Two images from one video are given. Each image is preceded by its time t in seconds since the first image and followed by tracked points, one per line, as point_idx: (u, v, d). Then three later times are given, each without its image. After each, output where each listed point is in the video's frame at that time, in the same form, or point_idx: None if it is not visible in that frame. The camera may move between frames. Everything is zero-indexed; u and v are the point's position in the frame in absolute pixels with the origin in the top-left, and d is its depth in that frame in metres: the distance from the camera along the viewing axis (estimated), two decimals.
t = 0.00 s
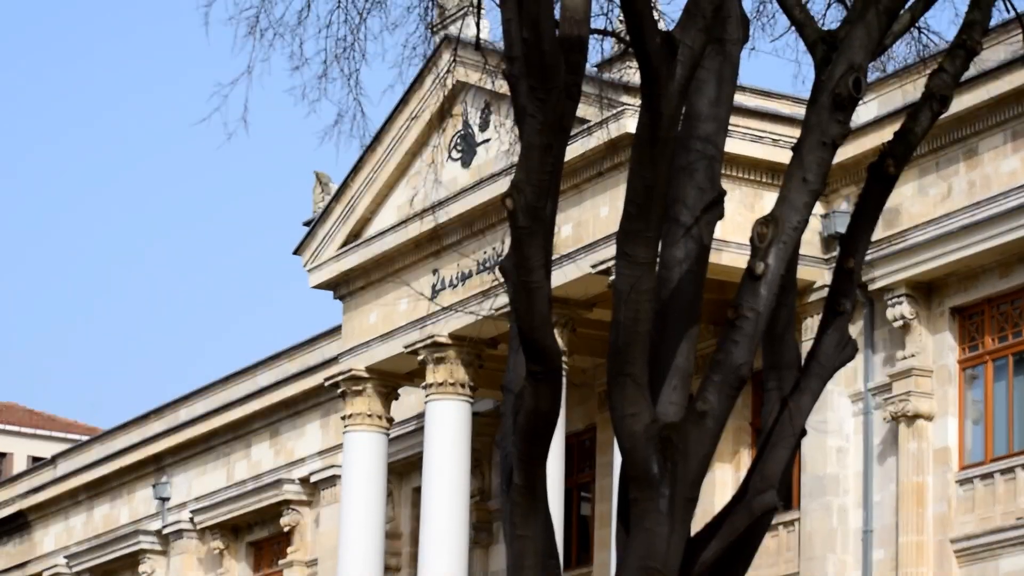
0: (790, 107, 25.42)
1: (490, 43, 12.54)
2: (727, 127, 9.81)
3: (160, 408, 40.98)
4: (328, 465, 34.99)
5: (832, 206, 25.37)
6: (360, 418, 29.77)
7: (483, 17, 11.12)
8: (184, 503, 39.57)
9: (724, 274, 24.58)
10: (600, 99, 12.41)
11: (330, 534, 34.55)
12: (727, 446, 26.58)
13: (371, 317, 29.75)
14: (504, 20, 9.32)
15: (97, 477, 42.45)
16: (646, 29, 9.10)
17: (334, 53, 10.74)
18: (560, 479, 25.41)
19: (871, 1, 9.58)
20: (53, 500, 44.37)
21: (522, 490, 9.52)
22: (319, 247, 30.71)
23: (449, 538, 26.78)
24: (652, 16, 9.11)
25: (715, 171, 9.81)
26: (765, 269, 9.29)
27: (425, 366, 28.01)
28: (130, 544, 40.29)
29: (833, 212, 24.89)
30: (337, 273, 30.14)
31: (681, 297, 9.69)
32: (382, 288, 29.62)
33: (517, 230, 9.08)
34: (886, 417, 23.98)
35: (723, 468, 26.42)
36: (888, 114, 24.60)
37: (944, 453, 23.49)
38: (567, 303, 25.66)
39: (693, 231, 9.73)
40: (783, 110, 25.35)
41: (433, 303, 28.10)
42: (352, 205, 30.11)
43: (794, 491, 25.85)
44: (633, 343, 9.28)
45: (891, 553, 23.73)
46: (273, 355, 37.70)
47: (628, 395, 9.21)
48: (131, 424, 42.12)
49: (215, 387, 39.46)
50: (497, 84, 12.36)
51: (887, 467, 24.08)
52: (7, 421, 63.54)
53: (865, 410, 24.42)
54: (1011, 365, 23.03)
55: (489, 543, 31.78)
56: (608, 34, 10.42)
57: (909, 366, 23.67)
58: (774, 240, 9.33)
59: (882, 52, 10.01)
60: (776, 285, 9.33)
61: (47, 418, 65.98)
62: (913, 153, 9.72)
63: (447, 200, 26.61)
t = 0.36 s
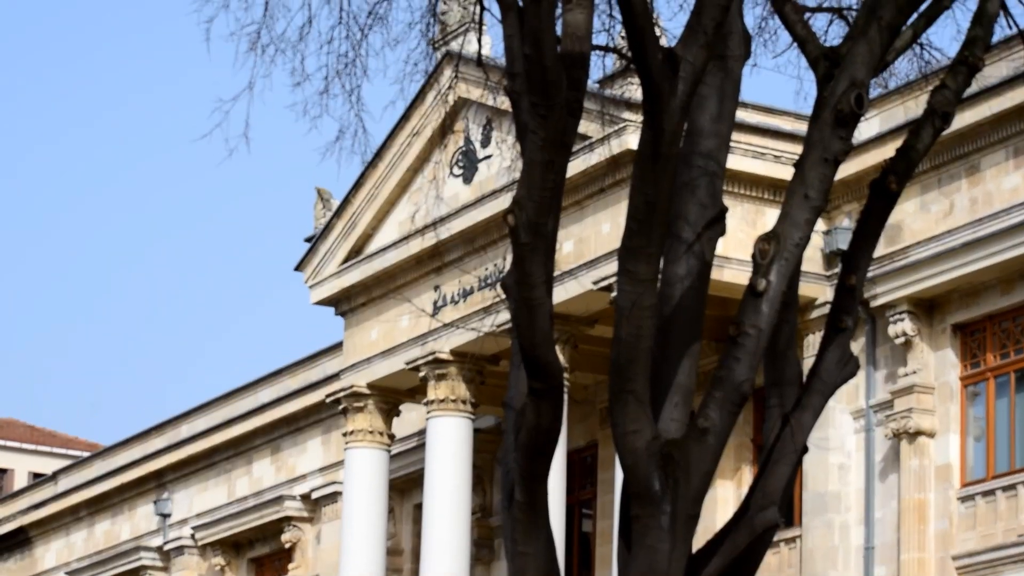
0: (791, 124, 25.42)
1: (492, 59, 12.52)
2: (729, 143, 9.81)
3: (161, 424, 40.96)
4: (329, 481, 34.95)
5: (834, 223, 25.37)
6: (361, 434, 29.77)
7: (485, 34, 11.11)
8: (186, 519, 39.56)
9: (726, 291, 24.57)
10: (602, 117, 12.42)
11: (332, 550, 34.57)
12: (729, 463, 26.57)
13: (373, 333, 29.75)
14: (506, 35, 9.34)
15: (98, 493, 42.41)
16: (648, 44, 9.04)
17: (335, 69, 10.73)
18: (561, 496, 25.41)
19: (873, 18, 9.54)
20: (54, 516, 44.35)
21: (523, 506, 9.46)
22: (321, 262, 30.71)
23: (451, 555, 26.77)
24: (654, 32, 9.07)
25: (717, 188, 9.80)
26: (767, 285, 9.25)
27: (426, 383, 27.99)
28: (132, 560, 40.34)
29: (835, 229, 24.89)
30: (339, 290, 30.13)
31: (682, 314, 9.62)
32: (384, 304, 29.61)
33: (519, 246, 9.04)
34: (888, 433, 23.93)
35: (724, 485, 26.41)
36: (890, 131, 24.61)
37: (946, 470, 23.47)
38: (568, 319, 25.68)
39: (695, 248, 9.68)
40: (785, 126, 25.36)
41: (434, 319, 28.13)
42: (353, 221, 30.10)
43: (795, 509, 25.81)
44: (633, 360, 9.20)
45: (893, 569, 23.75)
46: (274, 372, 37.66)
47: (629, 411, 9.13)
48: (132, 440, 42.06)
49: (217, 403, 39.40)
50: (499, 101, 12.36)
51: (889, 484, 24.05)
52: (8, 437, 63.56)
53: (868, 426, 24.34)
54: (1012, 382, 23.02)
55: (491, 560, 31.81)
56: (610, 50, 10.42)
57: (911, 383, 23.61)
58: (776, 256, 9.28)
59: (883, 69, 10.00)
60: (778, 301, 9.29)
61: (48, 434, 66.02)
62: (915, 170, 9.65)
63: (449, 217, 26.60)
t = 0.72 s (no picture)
0: (792, 148, 25.52)
1: (495, 83, 12.62)
2: (731, 167, 9.89)
3: (164, 446, 41.03)
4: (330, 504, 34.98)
5: (835, 247, 25.46)
6: (362, 457, 29.83)
7: (487, 58, 11.21)
8: (187, 541, 39.64)
9: (727, 314, 24.63)
10: (604, 143, 12.52)
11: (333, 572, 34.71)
12: (729, 486, 26.66)
13: (375, 355, 29.82)
14: (509, 60, 9.42)
15: (100, 515, 42.49)
16: (649, 68, 9.08)
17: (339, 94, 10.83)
18: (562, 518, 25.46)
19: (874, 42, 9.62)
20: (57, 538, 44.42)
21: (524, 529, 9.46)
22: (324, 285, 30.83)
23: None
24: (656, 56, 9.14)
25: (718, 212, 9.84)
26: (767, 309, 9.28)
27: (428, 405, 28.01)
28: None
29: (836, 253, 24.97)
30: (340, 312, 30.21)
31: (683, 337, 9.63)
32: (386, 327, 29.70)
33: (521, 270, 9.03)
34: (887, 457, 24.00)
35: (725, 508, 26.49)
36: (891, 155, 24.71)
37: (946, 493, 23.52)
38: (569, 343, 25.74)
39: (695, 272, 9.73)
40: (786, 150, 25.47)
41: (436, 342, 28.23)
42: (355, 245, 30.23)
43: (796, 531, 25.82)
44: (636, 383, 9.23)
45: None
46: (276, 395, 37.72)
47: (631, 435, 9.17)
48: (134, 461, 42.09)
49: (219, 425, 39.43)
50: (502, 124, 12.46)
51: (888, 507, 24.11)
52: (11, 459, 63.59)
53: (868, 450, 24.41)
54: (1013, 407, 23.01)
55: None
56: (612, 74, 10.52)
57: (911, 407, 23.70)
58: (776, 280, 9.30)
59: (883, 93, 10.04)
60: (779, 326, 9.32)
61: (50, 455, 66.10)
62: (916, 195, 9.69)
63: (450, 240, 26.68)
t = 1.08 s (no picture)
0: (795, 176, 25.54)
1: (496, 110, 12.67)
2: (733, 196, 9.92)
3: (165, 472, 40.97)
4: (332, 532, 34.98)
5: (837, 274, 25.47)
6: (364, 485, 29.84)
7: (490, 85, 11.24)
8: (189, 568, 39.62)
9: (729, 342, 24.64)
10: (607, 170, 12.50)
11: None
12: (731, 515, 26.62)
13: (377, 383, 29.82)
14: (512, 88, 9.46)
15: (102, 542, 42.45)
16: (653, 95, 9.13)
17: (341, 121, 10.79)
18: (564, 546, 25.42)
19: (877, 70, 9.60)
20: (59, 565, 44.40)
21: (526, 557, 9.40)
22: (325, 313, 30.87)
23: None
24: (658, 83, 9.16)
25: (721, 240, 9.84)
26: (769, 337, 9.28)
27: (430, 433, 28.02)
28: None
29: (838, 281, 24.97)
30: (342, 340, 30.21)
31: (686, 365, 9.63)
32: (388, 355, 29.69)
33: (523, 298, 9.02)
34: (889, 485, 23.99)
35: (726, 536, 26.48)
36: (893, 183, 24.72)
37: (947, 521, 23.50)
38: (570, 372, 25.73)
39: (698, 300, 9.71)
40: (789, 178, 25.49)
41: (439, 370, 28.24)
42: (357, 272, 30.29)
43: (799, 560, 25.72)
44: (638, 411, 9.14)
45: None
46: (279, 422, 37.67)
47: (633, 464, 9.05)
48: (136, 488, 42.04)
49: (220, 452, 39.38)
50: (503, 152, 12.49)
51: (890, 535, 24.08)
52: (13, 486, 63.59)
53: (869, 478, 24.40)
54: (1014, 435, 22.97)
55: None
56: (614, 102, 10.55)
57: (913, 435, 23.67)
58: (778, 309, 9.29)
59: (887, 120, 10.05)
60: (781, 354, 9.31)
61: (52, 482, 66.15)
62: (918, 223, 9.71)
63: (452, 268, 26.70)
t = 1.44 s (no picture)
0: (797, 205, 25.59)
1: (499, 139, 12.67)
2: (735, 226, 9.92)
3: (166, 500, 40.91)
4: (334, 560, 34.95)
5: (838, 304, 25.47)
6: (366, 512, 29.82)
7: (493, 114, 11.29)
8: None
9: (731, 370, 24.66)
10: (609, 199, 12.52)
11: None
12: (733, 543, 26.58)
13: (379, 411, 29.82)
14: (514, 117, 9.48)
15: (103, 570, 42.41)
16: (655, 125, 9.16)
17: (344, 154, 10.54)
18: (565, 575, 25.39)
19: (878, 99, 9.59)
20: None
21: None
22: (327, 341, 30.90)
23: None
24: (660, 113, 9.21)
25: (723, 269, 9.86)
26: (771, 366, 9.23)
27: (432, 462, 27.99)
28: None
29: (839, 310, 24.99)
30: (344, 368, 30.20)
31: (688, 394, 9.63)
32: (390, 383, 29.69)
33: (526, 327, 9.00)
34: (891, 513, 23.99)
35: (728, 565, 26.46)
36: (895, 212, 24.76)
37: (949, 550, 23.44)
38: (572, 400, 25.73)
39: (700, 328, 9.73)
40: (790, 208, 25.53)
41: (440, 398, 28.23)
42: (360, 300, 30.29)
43: None
44: (639, 439, 9.08)
45: None
46: (280, 450, 37.61)
47: (635, 492, 9.01)
48: (137, 516, 41.99)
49: (220, 480, 39.32)
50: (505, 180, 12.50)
51: (892, 564, 24.07)
52: (15, 513, 63.55)
53: (871, 506, 24.44)
54: (1016, 464, 22.88)
55: None
56: (616, 132, 10.58)
57: (914, 463, 23.68)
58: (780, 338, 9.26)
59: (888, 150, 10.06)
60: (783, 383, 9.26)
61: (54, 509, 66.12)
62: (920, 252, 9.71)
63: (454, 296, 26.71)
